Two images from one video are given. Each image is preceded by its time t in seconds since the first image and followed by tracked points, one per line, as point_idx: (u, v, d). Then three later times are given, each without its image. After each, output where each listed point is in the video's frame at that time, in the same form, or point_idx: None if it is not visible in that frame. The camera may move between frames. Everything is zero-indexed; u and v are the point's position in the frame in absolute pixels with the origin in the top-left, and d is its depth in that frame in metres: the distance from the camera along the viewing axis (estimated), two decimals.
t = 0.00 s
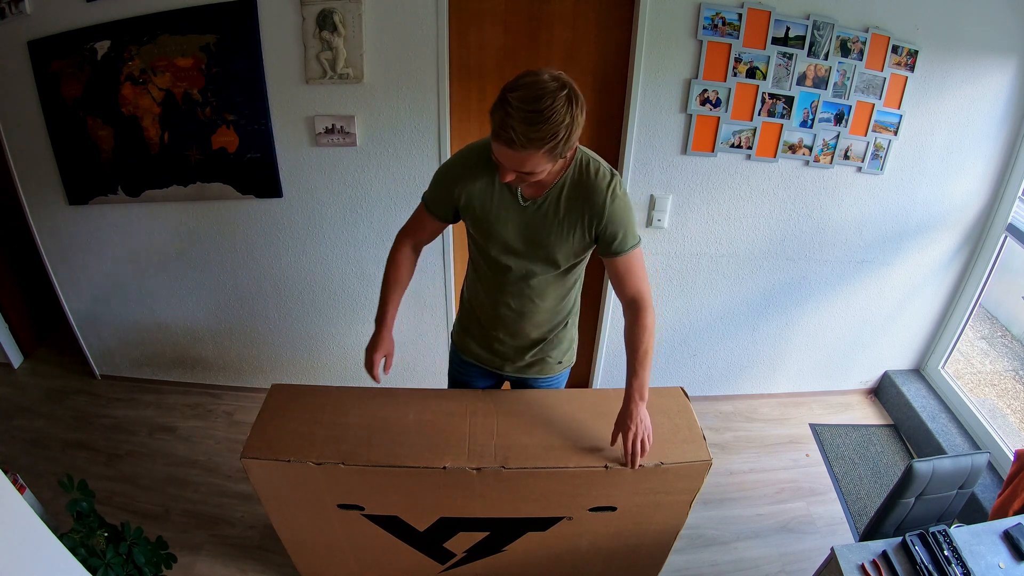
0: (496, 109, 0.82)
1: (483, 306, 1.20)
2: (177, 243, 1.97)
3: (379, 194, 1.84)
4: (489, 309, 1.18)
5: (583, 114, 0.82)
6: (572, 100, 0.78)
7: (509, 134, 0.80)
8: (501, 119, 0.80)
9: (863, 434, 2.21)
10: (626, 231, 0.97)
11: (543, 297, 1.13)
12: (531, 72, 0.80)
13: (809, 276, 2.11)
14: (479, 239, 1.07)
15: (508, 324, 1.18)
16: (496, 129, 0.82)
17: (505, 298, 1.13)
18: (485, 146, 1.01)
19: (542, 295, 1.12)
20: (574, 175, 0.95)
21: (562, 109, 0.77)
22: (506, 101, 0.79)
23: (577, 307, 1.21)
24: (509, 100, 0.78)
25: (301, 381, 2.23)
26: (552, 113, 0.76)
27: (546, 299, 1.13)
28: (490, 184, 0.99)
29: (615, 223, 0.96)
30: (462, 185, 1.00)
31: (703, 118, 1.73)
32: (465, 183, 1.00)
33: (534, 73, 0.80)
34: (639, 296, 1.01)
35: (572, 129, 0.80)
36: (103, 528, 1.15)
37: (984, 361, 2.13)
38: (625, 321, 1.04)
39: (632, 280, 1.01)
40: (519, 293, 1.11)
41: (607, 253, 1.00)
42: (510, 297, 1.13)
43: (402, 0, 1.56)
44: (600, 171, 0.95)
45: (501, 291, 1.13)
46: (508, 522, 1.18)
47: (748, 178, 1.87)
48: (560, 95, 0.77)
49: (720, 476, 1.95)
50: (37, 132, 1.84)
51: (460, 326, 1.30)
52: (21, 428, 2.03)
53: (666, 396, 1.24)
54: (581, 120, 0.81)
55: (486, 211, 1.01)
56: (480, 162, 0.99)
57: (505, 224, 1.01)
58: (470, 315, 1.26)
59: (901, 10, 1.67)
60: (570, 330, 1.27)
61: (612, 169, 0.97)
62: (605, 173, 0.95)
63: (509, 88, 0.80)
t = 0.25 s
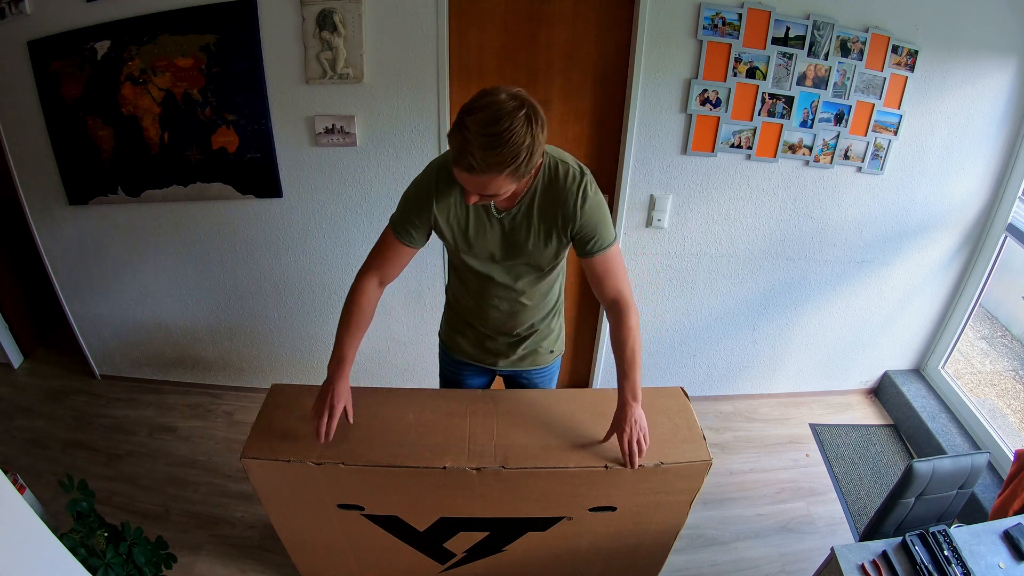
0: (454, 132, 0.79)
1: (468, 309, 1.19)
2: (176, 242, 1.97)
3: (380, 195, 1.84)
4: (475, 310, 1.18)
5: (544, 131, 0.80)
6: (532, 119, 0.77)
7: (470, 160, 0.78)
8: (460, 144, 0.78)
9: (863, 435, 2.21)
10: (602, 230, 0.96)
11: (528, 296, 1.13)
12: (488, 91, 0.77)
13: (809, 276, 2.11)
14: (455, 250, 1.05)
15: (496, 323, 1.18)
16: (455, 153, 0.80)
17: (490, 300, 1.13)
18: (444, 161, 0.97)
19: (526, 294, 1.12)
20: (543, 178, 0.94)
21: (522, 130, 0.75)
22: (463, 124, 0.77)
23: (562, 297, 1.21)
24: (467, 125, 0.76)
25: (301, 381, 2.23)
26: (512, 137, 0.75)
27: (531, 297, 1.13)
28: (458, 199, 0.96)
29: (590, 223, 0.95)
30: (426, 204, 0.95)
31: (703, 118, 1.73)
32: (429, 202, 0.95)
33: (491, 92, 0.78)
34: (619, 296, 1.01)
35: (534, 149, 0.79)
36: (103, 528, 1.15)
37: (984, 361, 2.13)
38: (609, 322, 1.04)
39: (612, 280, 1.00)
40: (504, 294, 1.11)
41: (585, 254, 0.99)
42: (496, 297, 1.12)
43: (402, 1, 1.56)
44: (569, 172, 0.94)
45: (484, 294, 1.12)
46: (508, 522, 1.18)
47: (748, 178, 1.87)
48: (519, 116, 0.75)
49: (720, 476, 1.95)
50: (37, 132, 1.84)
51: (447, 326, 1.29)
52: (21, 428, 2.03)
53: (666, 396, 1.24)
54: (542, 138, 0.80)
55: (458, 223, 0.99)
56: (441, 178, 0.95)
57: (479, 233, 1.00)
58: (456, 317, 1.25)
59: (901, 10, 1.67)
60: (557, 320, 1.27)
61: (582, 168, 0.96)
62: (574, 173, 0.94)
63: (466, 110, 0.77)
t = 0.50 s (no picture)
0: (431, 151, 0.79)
1: (452, 312, 1.18)
2: (175, 242, 1.97)
3: (380, 195, 1.84)
4: (459, 313, 1.17)
5: (523, 146, 0.80)
6: (509, 135, 0.76)
7: (449, 179, 0.78)
8: (438, 164, 0.78)
9: (863, 435, 2.21)
10: (585, 232, 0.96)
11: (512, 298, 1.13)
12: (463, 108, 0.76)
13: (808, 276, 2.11)
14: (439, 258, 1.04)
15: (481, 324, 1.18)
16: (434, 172, 0.80)
17: (474, 304, 1.13)
18: (419, 171, 0.96)
19: (510, 296, 1.12)
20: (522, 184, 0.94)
21: (499, 148, 0.75)
22: (440, 145, 0.76)
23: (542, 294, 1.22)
24: (443, 144, 0.76)
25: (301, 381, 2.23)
26: (489, 155, 0.74)
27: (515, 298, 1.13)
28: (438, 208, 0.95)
29: (573, 226, 0.95)
30: (405, 216, 0.94)
31: (703, 118, 1.73)
32: (407, 213, 0.94)
33: (466, 108, 0.76)
34: (606, 298, 1.01)
35: (512, 165, 0.78)
36: (103, 528, 1.15)
37: (984, 360, 2.13)
38: (600, 325, 1.04)
39: (599, 282, 1.01)
40: (488, 297, 1.11)
41: (569, 257, 0.98)
42: (481, 301, 1.12)
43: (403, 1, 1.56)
44: (548, 177, 0.94)
45: (468, 297, 1.12)
46: (508, 522, 1.18)
47: (748, 178, 1.87)
48: (495, 132, 0.74)
49: (720, 476, 1.95)
50: (37, 132, 1.84)
51: (430, 329, 1.28)
52: (21, 428, 2.03)
53: (666, 396, 1.24)
54: (520, 152, 0.79)
55: (439, 232, 0.98)
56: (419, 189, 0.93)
57: (460, 239, 1.00)
58: (439, 320, 1.25)
59: (901, 10, 1.67)
60: (541, 317, 1.28)
61: (560, 171, 0.96)
62: (553, 177, 0.94)
63: (442, 129, 0.76)
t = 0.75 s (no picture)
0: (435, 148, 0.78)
1: (445, 315, 1.18)
2: (175, 242, 1.97)
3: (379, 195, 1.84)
4: (453, 316, 1.17)
5: (527, 142, 0.79)
6: (513, 131, 0.76)
7: (454, 176, 0.78)
8: (442, 160, 0.78)
9: (863, 434, 2.21)
10: (581, 233, 0.96)
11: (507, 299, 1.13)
12: (467, 104, 0.76)
13: (808, 276, 2.11)
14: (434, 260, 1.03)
15: (475, 326, 1.18)
16: (438, 168, 0.80)
17: (468, 306, 1.13)
18: (417, 170, 0.96)
19: (505, 297, 1.12)
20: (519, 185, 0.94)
21: (503, 145, 0.75)
22: (444, 142, 0.76)
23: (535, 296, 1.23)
24: (448, 140, 0.75)
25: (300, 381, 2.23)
26: (494, 152, 0.74)
27: (509, 299, 1.13)
28: (434, 208, 0.95)
29: (569, 227, 0.95)
30: (402, 215, 0.94)
31: (703, 118, 1.73)
32: (404, 213, 0.93)
33: (469, 105, 0.76)
34: (603, 299, 1.01)
35: (516, 162, 0.78)
36: (103, 528, 1.15)
37: (984, 360, 2.13)
38: (598, 326, 1.04)
39: (596, 284, 1.00)
40: (482, 299, 1.11)
41: (565, 258, 0.99)
42: (475, 303, 1.12)
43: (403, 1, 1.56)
44: (545, 178, 0.94)
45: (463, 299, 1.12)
46: (508, 523, 1.18)
47: (748, 178, 1.87)
48: (500, 129, 0.74)
49: (720, 476, 1.95)
50: (37, 132, 1.84)
51: (422, 333, 1.28)
52: (21, 428, 2.03)
53: (666, 396, 1.24)
54: (524, 148, 0.79)
55: (435, 232, 0.98)
56: (416, 189, 0.93)
57: (456, 240, 1.00)
58: (431, 323, 1.24)
59: (901, 10, 1.67)
60: (534, 319, 1.28)
61: (556, 173, 0.96)
62: (550, 178, 0.94)
63: (446, 125, 0.76)
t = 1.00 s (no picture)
0: (457, 120, 0.78)
1: (445, 316, 1.18)
2: (175, 242, 1.97)
3: (379, 195, 1.84)
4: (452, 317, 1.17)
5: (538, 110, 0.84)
6: (528, 93, 0.80)
7: (485, 123, 0.76)
8: (469, 116, 0.77)
9: (863, 434, 2.21)
10: (582, 236, 0.96)
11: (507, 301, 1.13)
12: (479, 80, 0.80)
13: (809, 276, 2.11)
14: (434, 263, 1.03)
15: (474, 327, 1.18)
16: (463, 131, 0.78)
17: (467, 308, 1.12)
18: (417, 173, 0.96)
19: (505, 300, 1.12)
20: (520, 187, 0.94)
21: (524, 97, 0.78)
22: (468, 106, 0.77)
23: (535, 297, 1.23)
24: (471, 97, 0.77)
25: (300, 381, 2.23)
26: (518, 99, 0.77)
27: (509, 301, 1.13)
28: (434, 210, 0.95)
29: (570, 230, 0.95)
30: (401, 217, 0.93)
31: (703, 118, 1.73)
32: (403, 215, 0.93)
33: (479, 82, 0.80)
34: (608, 299, 1.00)
35: (536, 117, 0.80)
36: (103, 528, 1.15)
37: (984, 361, 2.13)
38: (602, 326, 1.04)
39: (599, 284, 1.00)
40: (482, 302, 1.11)
41: (567, 260, 0.98)
42: (475, 305, 1.11)
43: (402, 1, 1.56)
44: (546, 180, 0.95)
45: (462, 301, 1.11)
46: (508, 523, 1.18)
47: (748, 178, 1.87)
48: (516, 86, 0.78)
49: (720, 476, 1.95)
50: (37, 132, 1.84)
51: (421, 333, 1.28)
52: (21, 428, 2.03)
53: (666, 396, 1.24)
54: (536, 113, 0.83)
55: (435, 234, 0.98)
56: (416, 191, 0.93)
57: (456, 242, 0.99)
58: (431, 324, 1.24)
59: (901, 10, 1.67)
60: (534, 321, 1.28)
61: (556, 176, 0.96)
62: (551, 181, 0.95)
63: (465, 92, 0.78)
